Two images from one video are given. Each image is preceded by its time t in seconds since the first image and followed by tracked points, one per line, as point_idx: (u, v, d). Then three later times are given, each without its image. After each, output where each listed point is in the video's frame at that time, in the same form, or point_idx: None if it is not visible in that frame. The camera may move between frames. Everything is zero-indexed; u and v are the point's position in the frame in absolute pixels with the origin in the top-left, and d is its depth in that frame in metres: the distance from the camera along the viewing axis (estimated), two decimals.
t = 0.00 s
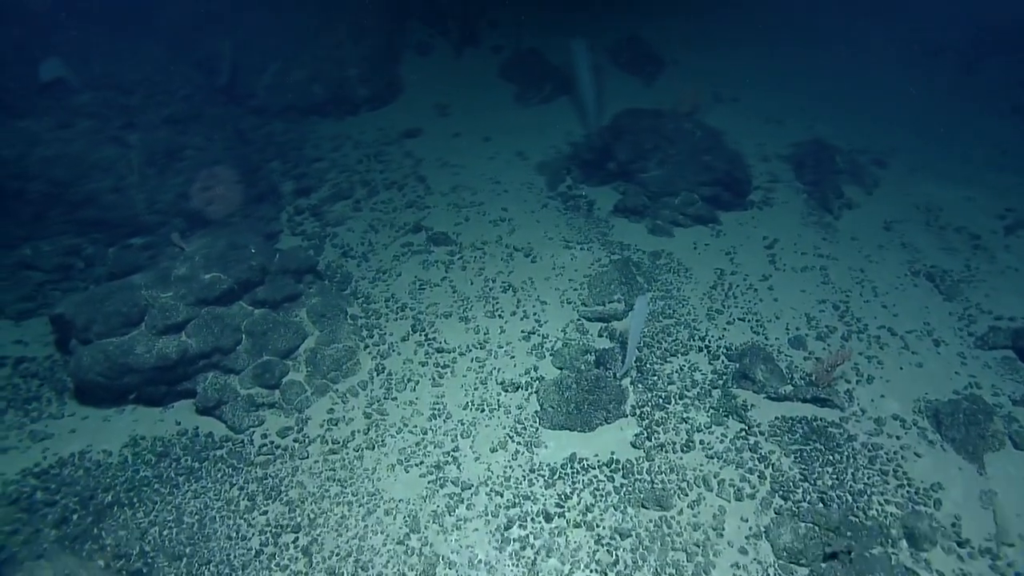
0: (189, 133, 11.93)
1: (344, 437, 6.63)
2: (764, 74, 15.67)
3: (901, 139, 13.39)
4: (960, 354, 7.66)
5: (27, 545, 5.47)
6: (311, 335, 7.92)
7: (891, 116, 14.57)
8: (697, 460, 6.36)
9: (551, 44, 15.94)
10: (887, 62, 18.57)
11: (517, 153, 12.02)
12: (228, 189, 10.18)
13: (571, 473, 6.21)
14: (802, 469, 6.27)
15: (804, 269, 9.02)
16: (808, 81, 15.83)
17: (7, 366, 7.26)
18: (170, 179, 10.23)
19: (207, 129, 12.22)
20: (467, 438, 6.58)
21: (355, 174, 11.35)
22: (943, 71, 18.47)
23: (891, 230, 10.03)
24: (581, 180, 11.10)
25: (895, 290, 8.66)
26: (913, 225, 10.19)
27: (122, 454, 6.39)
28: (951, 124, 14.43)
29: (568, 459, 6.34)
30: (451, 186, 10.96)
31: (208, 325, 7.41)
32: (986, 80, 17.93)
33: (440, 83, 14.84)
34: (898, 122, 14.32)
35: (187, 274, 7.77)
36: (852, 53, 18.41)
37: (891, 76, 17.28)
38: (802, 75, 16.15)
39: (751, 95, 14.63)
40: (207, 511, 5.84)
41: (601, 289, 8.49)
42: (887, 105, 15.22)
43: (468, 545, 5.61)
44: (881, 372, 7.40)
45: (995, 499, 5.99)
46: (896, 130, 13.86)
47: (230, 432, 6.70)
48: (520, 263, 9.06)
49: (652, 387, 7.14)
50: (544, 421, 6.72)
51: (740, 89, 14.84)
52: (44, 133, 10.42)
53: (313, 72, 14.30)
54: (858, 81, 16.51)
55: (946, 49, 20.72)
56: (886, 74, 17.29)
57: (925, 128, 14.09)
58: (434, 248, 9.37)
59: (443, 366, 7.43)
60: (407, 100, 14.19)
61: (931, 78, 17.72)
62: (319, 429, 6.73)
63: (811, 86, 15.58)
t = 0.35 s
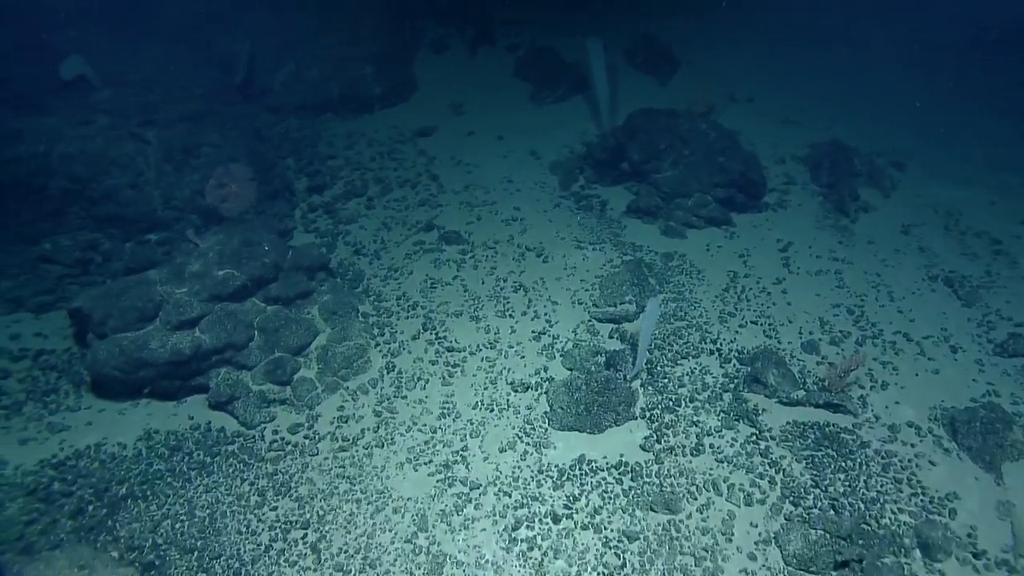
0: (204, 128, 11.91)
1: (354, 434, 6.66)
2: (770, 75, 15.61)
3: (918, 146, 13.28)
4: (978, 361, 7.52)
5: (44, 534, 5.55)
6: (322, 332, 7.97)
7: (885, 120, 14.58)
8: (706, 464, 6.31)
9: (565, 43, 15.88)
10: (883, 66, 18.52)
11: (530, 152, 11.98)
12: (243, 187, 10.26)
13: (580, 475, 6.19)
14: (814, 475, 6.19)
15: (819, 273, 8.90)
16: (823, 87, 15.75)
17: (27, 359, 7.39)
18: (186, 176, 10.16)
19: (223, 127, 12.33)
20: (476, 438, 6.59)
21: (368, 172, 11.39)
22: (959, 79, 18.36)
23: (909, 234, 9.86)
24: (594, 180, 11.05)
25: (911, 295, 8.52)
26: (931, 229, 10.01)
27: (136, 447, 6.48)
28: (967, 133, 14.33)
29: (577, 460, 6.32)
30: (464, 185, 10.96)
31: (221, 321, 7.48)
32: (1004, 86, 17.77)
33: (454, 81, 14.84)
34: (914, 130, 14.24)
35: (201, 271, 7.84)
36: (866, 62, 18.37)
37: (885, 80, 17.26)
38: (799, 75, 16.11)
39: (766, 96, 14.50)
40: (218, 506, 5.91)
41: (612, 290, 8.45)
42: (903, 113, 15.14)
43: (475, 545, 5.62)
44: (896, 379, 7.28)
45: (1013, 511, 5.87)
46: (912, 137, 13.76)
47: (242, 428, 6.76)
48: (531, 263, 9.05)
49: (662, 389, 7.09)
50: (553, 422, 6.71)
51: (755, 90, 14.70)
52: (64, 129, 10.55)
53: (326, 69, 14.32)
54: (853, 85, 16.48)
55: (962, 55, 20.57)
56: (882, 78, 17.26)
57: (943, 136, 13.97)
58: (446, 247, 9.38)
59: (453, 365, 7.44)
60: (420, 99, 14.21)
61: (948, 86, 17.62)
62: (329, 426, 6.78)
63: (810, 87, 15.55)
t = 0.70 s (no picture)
0: (221, 126, 11.99)
1: (363, 433, 6.70)
2: (786, 77, 15.47)
3: (937, 149, 13.07)
4: (997, 369, 7.37)
5: (62, 527, 5.63)
6: (333, 331, 8.02)
7: (884, 121, 14.26)
8: (716, 468, 6.25)
9: (579, 43, 15.82)
10: (893, 70, 18.30)
11: (543, 153, 11.95)
12: (257, 185, 10.34)
13: (588, 477, 6.17)
14: (826, 483, 6.10)
15: (834, 277, 8.78)
16: (840, 89, 15.55)
17: (46, 353, 7.52)
18: (201, 173, 10.27)
19: (238, 125, 12.42)
20: (485, 439, 6.59)
21: (381, 171, 11.43)
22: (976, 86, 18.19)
23: (926, 238, 9.70)
24: (607, 181, 10.98)
25: (928, 301, 8.38)
26: (950, 234, 9.84)
27: (150, 443, 6.57)
28: (987, 137, 14.10)
29: (586, 463, 6.30)
30: (476, 185, 10.96)
31: (234, 319, 7.56)
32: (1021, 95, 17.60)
33: (468, 80, 14.85)
34: (933, 133, 14.03)
35: (215, 269, 7.92)
36: (882, 66, 18.21)
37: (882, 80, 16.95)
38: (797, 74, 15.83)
39: (783, 98, 14.35)
40: (229, 502, 5.97)
41: (624, 292, 8.41)
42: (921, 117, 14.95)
43: (483, 546, 5.62)
44: (911, 386, 7.16)
45: None
46: (931, 141, 13.55)
47: (253, 425, 6.83)
48: (543, 264, 9.02)
49: (673, 392, 7.04)
50: (563, 424, 6.69)
51: (771, 91, 14.55)
52: (85, 128, 10.68)
53: (340, 67, 14.33)
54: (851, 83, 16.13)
55: (978, 65, 20.41)
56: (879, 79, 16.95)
57: (962, 140, 13.76)
58: (457, 246, 9.39)
59: (463, 366, 7.45)
60: (434, 98, 14.24)
61: (965, 93, 17.43)
62: (339, 424, 6.82)
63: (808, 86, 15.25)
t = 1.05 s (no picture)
0: (235, 126, 12.08)
1: (373, 434, 6.73)
2: (801, 78, 15.31)
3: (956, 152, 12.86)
4: (1015, 377, 7.23)
5: (77, 522, 5.74)
6: (344, 331, 8.07)
7: (886, 120, 14.04)
8: (727, 474, 6.20)
9: (591, 44, 15.78)
10: (912, 71, 18.04)
11: (555, 154, 11.92)
12: (270, 185, 10.43)
13: (597, 481, 6.14)
14: (838, 491, 6.02)
15: (848, 282, 8.67)
16: (856, 91, 15.36)
17: (63, 350, 7.65)
18: (216, 174, 10.44)
19: (252, 125, 12.53)
20: (494, 441, 6.59)
21: (393, 171, 11.48)
22: (995, 88, 17.90)
23: (944, 243, 9.54)
24: (619, 183, 10.93)
25: (945, 307, 8.24)
26: (968, 239, 9.68)
27: (164, 440, 6.65)
28: (1007, 140, 13.85)
29: (595, 466, 6.28)
30: (488, 186, 10.96)
31: (247, 318, 7.63)
32: None
33: (480, 81, 14.86)
34: (952, 136, 13.82)
35: (228, 268, 7.99)
36: (900, 67, 17.97)
37: (879, 76, 16.67)
38: (796, 72, 15.61)
39: (798, 99, 14.20)
40: (240, 500, 6.03)
41: (635, 295, 8.37)
42: (939, 120, 14.73)
43: (491, 549, 5.62)
44: (927, 393, 7.05)
45: None
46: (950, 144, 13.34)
47: (264, 423, 6.89)
48: (554, 266, 9.00)
49: (683, 397, 6.99)
50: (572, 427, 6.67)
51: (786, 93, 14.39)
52: (103, 127, 10.81)
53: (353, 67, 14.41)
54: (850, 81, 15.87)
55: (998, 66, 20.08)
56: (877, 76, 16.70)
57: (981, 143, 13.53)
58: (468, 248, 9.40)
59: (473, 367, 7.45)
60: (446, 99, 14.28)
61: (984, 95, 17.15)
62: (349, 424, 6.86)
63: (808, 85, 15.05)
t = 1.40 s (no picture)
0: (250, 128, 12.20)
1: (382, 435, 6.76)
2: (816, 82, 15.17)
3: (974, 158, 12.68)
4: None
5: (91, 519, 5.83)
6: (354, 332, 8.11)
7: (887, 120, 13.92)
8: (736, 481, 6.14)
9: (603, 47, 15.76)
10: (929, 75, 17.82)
11: (566, 157, 11.92)
12: (283, 187, 10.53)
13: (605, 486, 6.11)
14: (850, 500, 5.94)
15: (862, 288, 8.56)
16: (871, 94, 15.19)
17: (79, 349, 7.76)
18: (230, 176, 10.53)
19: (266, 126, 12.64)
20: (502, 444, 6.59)
21: (405, 174, 11.53)
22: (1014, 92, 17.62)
23: (960, 250, 9.40)
24: (630, 186, 10.88)
25: (961, 315, 8.11)
26: (986, 246, 9.53)
27: (175, 439, 6.73)
28: None
29: (603, 471, 6.25)
30: (498, 189, 10.98)
31: (258, 319, 7.70)
32: None
33: (491, 84, 14.89)
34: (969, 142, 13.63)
35: (240, 269, 8.06)
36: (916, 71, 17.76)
37: (879, 75, 16.50)
38: (796, 72, 15.56)
39: (811, 103, 14.08)
40: (250, 500, 6.08)
41: (645, 300, 8.34)
42: (956, 124, 14.53)
43: (497, 552, 5.61)
44: (941, 402, 6.94)
45: None
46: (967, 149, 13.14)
47: (274, 424, 6.95)
48: (565, 269, 8.99)
49: (693, 402, 6.94)
50: (580, 432, 6.64)
51: (800, 97, 14.28)
52: (120, 129, 10.96)
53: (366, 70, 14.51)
54: (866, 84, 15.74)
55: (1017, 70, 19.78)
56: (879, 76, 16.52)
57: (1000, 148, 13.32)
58: (479, 250, 9.42)
59: (482, 371, 7.46)
60: (458, 102, 14.33)
61: (1003, 99, 16.90)
62: (358, 426, 6.89)
63: (808, 85, 14.99)
